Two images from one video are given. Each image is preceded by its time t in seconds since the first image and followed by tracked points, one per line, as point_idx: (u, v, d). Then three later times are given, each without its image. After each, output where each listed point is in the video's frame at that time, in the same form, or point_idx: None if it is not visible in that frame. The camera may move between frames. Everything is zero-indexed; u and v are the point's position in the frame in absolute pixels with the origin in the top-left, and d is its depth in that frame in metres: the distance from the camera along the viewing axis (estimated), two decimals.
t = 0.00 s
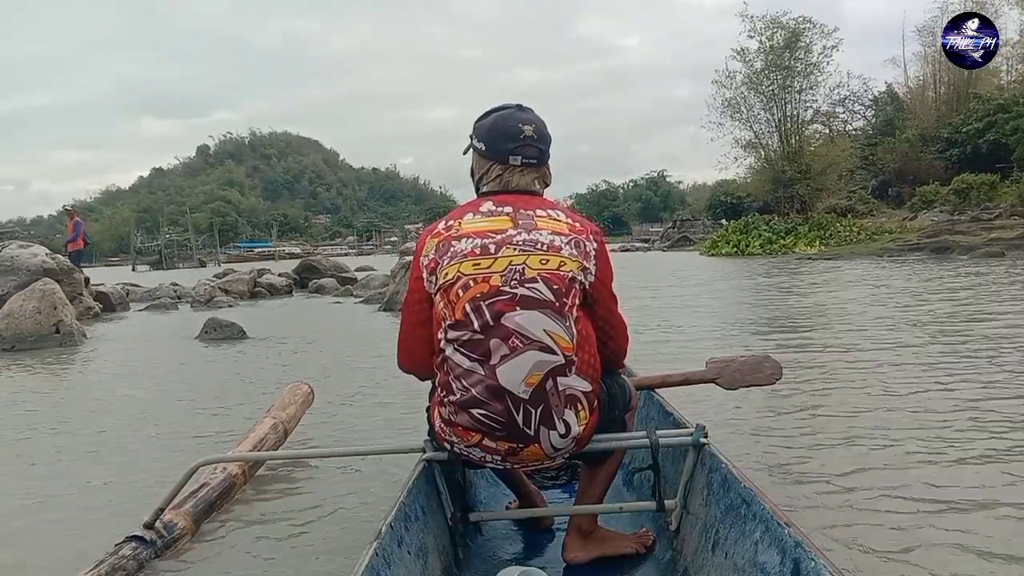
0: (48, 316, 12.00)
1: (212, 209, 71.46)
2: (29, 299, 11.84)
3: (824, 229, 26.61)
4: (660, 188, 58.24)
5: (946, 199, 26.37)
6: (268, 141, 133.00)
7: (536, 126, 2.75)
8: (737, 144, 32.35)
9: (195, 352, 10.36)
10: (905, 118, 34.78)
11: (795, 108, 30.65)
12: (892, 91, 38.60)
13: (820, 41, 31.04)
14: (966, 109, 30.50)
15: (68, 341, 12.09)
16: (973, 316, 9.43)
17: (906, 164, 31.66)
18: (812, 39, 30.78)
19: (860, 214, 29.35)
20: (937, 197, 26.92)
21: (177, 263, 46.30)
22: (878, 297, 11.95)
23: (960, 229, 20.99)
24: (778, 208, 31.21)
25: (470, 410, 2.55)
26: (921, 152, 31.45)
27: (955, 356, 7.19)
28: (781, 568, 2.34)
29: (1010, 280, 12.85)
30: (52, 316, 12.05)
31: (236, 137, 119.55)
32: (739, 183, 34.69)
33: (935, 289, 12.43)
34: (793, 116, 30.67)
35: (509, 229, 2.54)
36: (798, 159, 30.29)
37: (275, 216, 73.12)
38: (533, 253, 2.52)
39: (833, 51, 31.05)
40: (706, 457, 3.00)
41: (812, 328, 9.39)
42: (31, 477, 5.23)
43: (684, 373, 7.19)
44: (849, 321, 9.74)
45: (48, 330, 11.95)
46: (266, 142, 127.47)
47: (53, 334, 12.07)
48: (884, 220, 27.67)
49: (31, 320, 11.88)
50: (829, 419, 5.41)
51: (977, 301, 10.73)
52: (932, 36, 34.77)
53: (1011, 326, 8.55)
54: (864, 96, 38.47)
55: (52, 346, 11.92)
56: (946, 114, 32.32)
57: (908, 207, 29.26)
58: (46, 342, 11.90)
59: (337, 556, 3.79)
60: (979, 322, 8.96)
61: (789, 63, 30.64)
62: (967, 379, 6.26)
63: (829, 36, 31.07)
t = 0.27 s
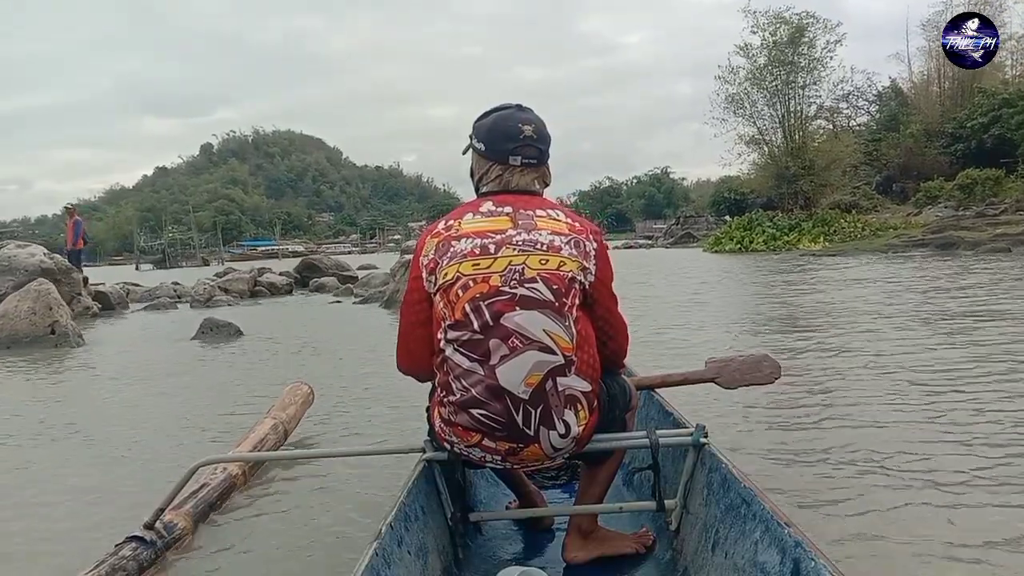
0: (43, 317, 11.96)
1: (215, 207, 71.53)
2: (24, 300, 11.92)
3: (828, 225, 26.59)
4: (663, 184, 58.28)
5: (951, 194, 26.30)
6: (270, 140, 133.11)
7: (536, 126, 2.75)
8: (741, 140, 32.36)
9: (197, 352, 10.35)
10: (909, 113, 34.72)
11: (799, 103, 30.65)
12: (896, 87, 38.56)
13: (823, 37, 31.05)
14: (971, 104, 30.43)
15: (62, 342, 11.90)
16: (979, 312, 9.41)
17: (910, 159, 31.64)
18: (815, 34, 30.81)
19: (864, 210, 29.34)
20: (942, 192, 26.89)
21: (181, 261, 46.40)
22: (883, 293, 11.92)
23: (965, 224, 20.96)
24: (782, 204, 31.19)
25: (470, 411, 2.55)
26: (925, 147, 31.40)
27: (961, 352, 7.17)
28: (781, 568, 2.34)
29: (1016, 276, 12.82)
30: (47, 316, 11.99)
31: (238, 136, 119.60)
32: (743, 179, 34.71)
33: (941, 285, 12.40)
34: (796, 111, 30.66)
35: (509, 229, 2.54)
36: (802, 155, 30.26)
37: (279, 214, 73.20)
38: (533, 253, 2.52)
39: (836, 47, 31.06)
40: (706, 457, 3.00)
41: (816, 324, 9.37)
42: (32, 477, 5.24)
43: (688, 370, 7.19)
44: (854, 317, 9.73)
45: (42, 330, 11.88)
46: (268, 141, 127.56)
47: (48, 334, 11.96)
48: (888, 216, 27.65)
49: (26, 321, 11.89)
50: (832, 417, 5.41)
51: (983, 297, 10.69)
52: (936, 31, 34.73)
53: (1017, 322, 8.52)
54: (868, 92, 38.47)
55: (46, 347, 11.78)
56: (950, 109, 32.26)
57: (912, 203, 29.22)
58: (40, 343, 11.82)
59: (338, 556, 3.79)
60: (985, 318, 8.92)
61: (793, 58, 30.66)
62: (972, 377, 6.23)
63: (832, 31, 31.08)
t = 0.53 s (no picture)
0: (38, 319, 11.96)
1: (218, 208, 71.65)
2: (19, 303, 11.92)
3: (831, 226, 26.59)
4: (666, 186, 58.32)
5: (955, 196, 26.23)
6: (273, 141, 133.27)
7: (536, 126, 2.75)
8: (744, 141, 32.42)
9: (197, 353, 10.35)
10: (914, 114, 34.65)
11: (802, 104, 30.67)
12: (900, 88, 38.53)
13: (826, 37, 31.07)
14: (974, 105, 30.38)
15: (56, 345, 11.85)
16: (985, 314, 9.38)
17: (914, 160, 31.61)
18: (818, 35, 30.80)
19: (868, 211, 29.34)
20: (946, 193, 26.82)
21: (186, 263, 46.53)
22: (888, 295, 11.87)
23: (969, 226, 20.92)
24: (785, 205, 31.21)
25: (470, 410, 2.55)
26: (929, 148, 31.36)
27: (966, 354, 7.16)
28: (781, 568, 2.34)
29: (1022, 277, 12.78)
30: (41, 319, 11.98)
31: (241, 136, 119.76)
32: (747, 180, 34.75)
33: (947, 287, 12.37)
34: (799, 113, 30.68)
35: (509, 229, 2.54)
36: (806, 156, 30.26)
37: (282, 216, 73.32)
38: (533, 253, 2.52)
39: (839, 48, 31.07)
40: (706, 457, 3.00)
41: (821, 326, 9.36)
42: (33, 478, 5.25)
43: (692, 372, 7.18)
44: (859, 319, 9.72)
45: (36, 333, 11.86)
46: (271, 142, 127.75)
47: (43, 337, 11.93)
48: (892, 217, 27.62)
49: (20, 324, 11.89)
50: (835, 418, 5.40)
51: (989, 299, 10.64)
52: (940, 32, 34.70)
53: None
54: (871, 93, 38.47)
55: (40, 350, 11.73)
56: (954, 110, 32.20)
57: (916, 204, 29.18)
58: (35, 346, 11.78)
59: (337, 556, 3.79)
60: (990, 320, 8.86)
61: (796, 59, 30.69)
62: (978, 379, 6.19)
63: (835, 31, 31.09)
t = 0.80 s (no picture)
0: (30, 322, 11.88)
1: (221, 211, 71.77)
2: (11, 306, 11.89)
3: (834, 231, 26.61)
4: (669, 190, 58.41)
5: (959, 201, 26.18)
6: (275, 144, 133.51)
7: (537, 126, 2.75)
8: (746, 146, 32.49)
9: (198, 356, 10.36)
10: (917, 119, 34.62)
11: (804, 108, 30.71)
12: (903, 92, 38.53)
13: (828, 42, 31.10)
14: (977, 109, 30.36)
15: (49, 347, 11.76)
16: (989, 320, 9.37)
17: (917, 165, 31.60)
18: (821, 40, 30.80)
19: (870, 216, 29.34)
20: (949, 198, 26.78)
21: (189, 267, 46.63)
22: (891, 301, 11.84)
23: (973, 231, 20.89)
24: (788, 210, 31.23)
25: (470, 410, 2.55)
26: (932, 153, 31.34)
27: (970, 360, 7.14)
28: (781, 568, 2.34)
29: None
30: (35, 322, 11.93)
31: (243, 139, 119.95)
32: (749, 185, 34.83)
33: (951, 293, 12.35)
34: (802, 117, 30.73)
35: (510, 228, 2.54)
36: (809, 161, 30.30)
37: (285, 219, 73.42)
38: (534, 253, 2.52)
39: (842, 51, 31.10)
40: (706, 457, 3.00)
41: (824, 331, 9.36)
42: (34, 479, 5.25)
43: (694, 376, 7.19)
44: (862, 324, 9.71)
45: (29, 336, 11.76)
46: (273, 144, 127.92)
47: (35, 341, 11.83)
48: (895, 222, 27.60)
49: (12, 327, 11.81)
50: (836, 421, 5.40)
51: (992, 305, 10.62)
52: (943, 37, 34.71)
53: None
54: (874, 98, 38.51)
55: (33, 353, 11.64)
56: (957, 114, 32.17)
57: (918, 209, 29.05)
58: (28, 349, 11.66)
59: (337, 556, 3.79)
60: (994, 327, 8.83)
61: (798, 64, 30.77)
62: (981, 384, 6.18)
63: (838, 35, 31.09)
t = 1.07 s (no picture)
0: (22, 324, 11.85)
1: (222, 212, 71.86)
2: (4, 307, 11.87)
3: (835, 234, 26.60)
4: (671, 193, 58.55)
5: (960, 204, 26.15)
6: (277, 145, 133.67)
7: (538, 126, 2.75)
8: (748, 148, 32.53)
9: (197, 358, 10.35)
10: (919, 122, 34.60)
11: (806, 111, 30.73)
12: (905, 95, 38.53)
13: (830, 44, 31.09)
14: (979, 112, 30.35)
15: (41, 350, 11.76)
16: (991, 323, 9.37)
17: (919, 168, 31.58)
18: (823, 42, 30.70)
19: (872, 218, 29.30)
20: (951, 201, 26.76)
21: (191, 269, 46.69)
22: (893, 304, 11.82)
23: (975, 234, 20.87)
24: (789, 212, 31.24)
25: (470, 410, 2.55)
26: (934, 156, 31.31)
27: (972, 363, 7.14)
28: (781, 568, 2.34)
29: None
30: (27, 324, 11.89)
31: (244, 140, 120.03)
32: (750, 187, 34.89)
33: (953, 297, 12.34)
34: (803, 119, 30.76)
35: (511, 229, 2.54)
36: (810, 164, 30.33)
37: (286, 221, 73.47)
38: (534, 254, 2.52)
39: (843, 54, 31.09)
40: (706, 457, 3.00)
41: (826, 334, 9.36)
42: (35, 479, 5.26)
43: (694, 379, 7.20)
44: (864, 328, 9.72)
45: (21, 338, 11.72)
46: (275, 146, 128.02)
47: (27, 342, 11.79)
48: (896, 225, 27.60)
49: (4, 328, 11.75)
50: (835, 423, 5.42)
51: (995, 309, 10.60)
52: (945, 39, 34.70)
53: None
54: (876, 100, 38.53)
55: (25, 354, 11.60)
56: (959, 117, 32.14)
57: (920, 212, 28.72)
58: (20, 351, 11.62)
59: (337, 556, 3.79)
60: (996, 331, 8.80)
61: (800, 66, 30.73)
62: (982, 388, 6.17)
63: (839, 38, 31.05)
